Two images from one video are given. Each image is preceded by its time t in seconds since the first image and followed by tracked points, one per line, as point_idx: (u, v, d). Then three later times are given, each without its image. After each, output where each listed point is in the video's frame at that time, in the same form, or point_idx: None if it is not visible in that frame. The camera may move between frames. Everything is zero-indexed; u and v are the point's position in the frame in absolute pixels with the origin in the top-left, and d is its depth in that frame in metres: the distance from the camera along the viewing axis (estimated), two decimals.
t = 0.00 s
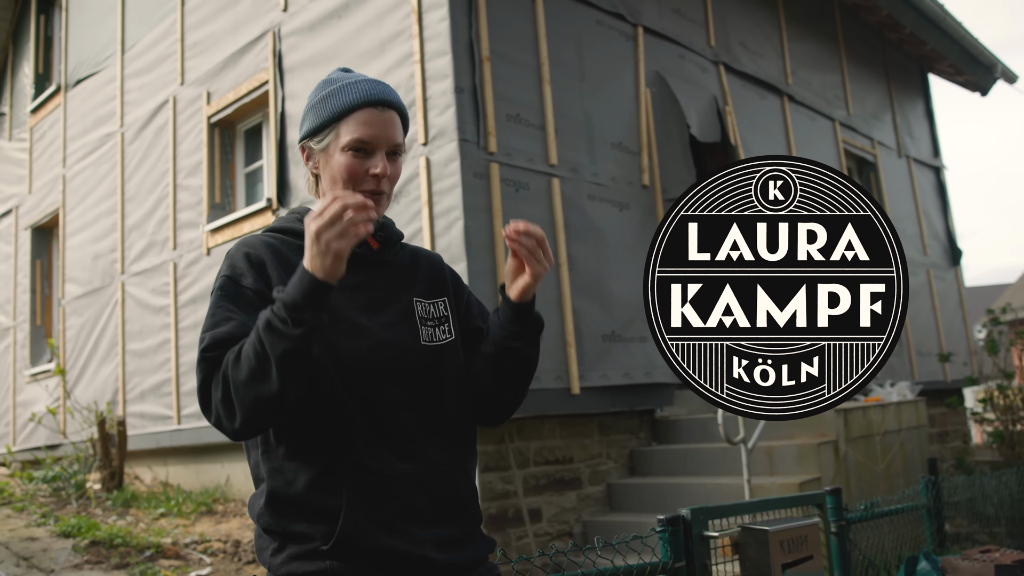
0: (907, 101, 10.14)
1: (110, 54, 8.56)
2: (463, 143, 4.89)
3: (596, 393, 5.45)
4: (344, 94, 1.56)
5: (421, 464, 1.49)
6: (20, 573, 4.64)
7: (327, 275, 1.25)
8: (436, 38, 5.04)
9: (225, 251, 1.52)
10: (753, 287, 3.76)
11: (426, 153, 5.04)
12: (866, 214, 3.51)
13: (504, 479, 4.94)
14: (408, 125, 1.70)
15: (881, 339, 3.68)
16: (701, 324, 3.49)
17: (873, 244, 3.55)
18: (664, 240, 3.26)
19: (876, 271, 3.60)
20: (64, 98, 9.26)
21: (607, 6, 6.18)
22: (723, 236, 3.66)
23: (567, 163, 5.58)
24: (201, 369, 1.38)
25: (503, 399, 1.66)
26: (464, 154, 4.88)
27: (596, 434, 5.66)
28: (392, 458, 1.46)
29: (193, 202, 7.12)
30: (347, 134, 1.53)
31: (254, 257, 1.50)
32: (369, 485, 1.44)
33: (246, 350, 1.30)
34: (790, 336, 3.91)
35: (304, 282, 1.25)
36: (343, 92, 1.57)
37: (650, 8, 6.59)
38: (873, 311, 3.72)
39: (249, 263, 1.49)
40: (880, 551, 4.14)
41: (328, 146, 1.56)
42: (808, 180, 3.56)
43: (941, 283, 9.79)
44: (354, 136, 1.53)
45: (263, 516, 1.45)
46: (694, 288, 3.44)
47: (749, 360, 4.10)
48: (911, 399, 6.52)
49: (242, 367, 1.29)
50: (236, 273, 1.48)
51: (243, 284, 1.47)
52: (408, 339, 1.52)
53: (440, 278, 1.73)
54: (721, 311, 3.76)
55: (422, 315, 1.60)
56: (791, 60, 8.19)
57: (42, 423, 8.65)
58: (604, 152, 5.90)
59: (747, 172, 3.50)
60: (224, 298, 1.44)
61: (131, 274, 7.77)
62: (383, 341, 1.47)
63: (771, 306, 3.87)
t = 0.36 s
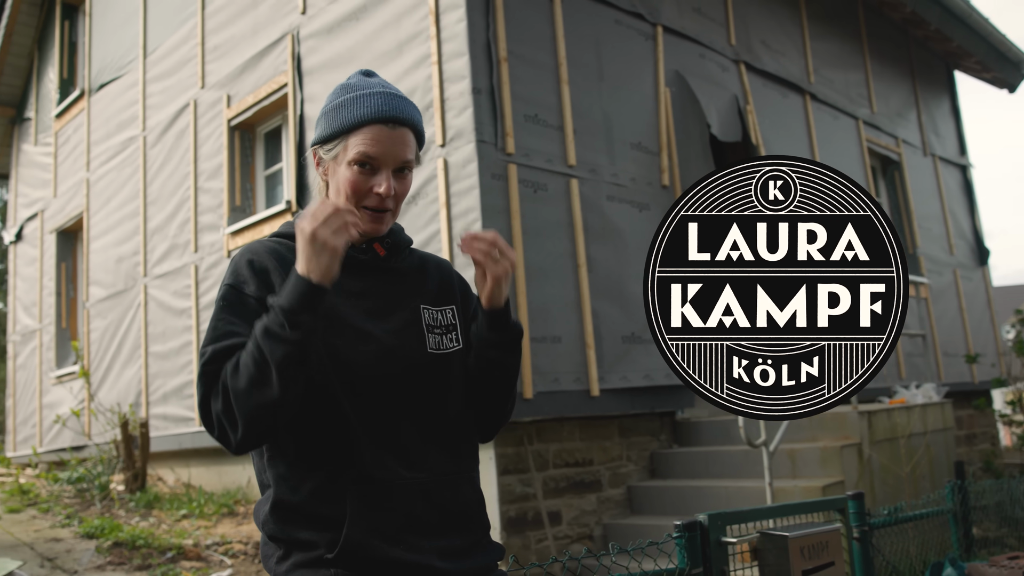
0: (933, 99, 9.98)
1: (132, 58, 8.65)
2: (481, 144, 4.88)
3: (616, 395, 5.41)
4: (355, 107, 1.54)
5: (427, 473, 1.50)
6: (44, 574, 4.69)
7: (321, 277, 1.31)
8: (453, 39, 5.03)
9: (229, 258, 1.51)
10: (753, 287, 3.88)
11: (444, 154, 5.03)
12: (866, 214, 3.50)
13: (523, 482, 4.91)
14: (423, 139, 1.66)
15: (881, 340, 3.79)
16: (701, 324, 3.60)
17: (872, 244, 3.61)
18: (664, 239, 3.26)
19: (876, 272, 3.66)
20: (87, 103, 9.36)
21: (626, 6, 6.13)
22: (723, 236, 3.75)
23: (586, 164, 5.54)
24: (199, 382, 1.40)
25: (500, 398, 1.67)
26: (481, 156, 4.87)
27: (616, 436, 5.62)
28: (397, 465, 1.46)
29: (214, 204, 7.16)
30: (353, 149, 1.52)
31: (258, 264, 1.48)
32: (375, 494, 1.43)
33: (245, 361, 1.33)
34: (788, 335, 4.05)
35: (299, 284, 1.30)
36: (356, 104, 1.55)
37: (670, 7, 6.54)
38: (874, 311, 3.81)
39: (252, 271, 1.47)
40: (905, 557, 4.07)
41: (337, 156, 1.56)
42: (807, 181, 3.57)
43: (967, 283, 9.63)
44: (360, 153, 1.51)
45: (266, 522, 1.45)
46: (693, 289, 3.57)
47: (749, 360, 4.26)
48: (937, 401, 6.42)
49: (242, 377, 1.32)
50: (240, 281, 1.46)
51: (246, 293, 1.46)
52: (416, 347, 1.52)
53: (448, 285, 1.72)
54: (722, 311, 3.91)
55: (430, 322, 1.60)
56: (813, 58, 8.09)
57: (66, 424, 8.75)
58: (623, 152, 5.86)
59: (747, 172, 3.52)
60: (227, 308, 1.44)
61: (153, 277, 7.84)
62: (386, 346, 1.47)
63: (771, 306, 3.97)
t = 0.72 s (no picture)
0: (965, 91, 9.78)
1: (159, 61, 8.74)
2: (504, 141, 4.85)
3: (642, 393, 5.36)
4: (362, 89, 1.56)
5: (444, 479, 1.51)
6: (73, 571, 4.76)
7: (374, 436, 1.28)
8: (476, 36, 5.01)
9: (244, 262, 1.51)
10: (754, 287, 3.49)
11: (467, 152, 5.00)
12: (868, 214, 3.24)
13: (549, 481, 4.88)
14: (435, 118, 1.68)
15: (882, 340, 3.40)
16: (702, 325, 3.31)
17: (873, 244, 3.28)
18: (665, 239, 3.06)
19: (877, 271, 3.33)
20: (116, 105, 9.47)
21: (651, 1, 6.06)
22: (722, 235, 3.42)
23: (610, 160, 5.49)
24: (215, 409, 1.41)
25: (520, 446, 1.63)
26: (505, 153, 4.84)
27: (642, 435, 5.57)
28: (412, 471, 1.47)
29: (239, 204, 7.21)
30: (365, 130, 1.55)
31: (272, 270, 1.49)
32: (390, 497, 1.44)
33: (271, 440, 1.35)
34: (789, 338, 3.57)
35: (344, 429, 1.27)
36: (362, 87, 1.56)
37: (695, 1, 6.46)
38: (874, 310, 3.44)
39: (266, 281, 1.47)
40: (937, 558, 3.98)
41: (349, 143, 1.59)
42: (809, 180, 3.30)
43: (1002, 279, 9.42)
44: (372, 134, 1.54)
45: (278, 526, 1.46)
46: (694, 289, 3.26)
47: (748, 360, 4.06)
48: (971, 399, 6.28)
49: (266, 453, 1.36)
50: (252, 291, 1.47)
51: (257, 304, 1.46)
52: (435, 349, 1.57)
53: (472, 288, 1.74)
54: (721, 311, 3.59)
55: (451, 323, 1.63)
56: (842, 51, 7.96)
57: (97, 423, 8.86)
58: (648, 148, 5.79)
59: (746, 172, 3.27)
60: (240, 320, 1.44)
61: (181, 277, 7.91)
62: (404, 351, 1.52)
63: (771, 306, 3.55)
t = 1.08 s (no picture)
0: (986, 84, 9.63)
1: (174, 59, 8.77)
2: (517, 137, 4.81)
3: (656, 391, 5.31)
4: (360, 76, 1.56)
5: (445, 482, 1.48)
6: (88, 569, 4.80)
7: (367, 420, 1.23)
8: (489, 31, 4.97)
9: (243, 259, 1.49)
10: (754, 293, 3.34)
11: (480, 148, 4.97)
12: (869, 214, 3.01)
13: (562, 479, 4.84)
14: (431, 106, 1.68)
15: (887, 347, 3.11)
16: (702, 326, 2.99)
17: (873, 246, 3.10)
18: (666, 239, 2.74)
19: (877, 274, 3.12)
20: (131, 104, 9.52)
21: None
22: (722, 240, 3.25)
23: (624, 156, 5.44)
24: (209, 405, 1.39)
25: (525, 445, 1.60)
26: (517, 149, 4.80)
27: (657, 433, 5.52)
28: (412, 474, 1.44)
29: (253, 202, 7.21)
30: (365, 116, 1.55)
31: (271, 265, 1.47)
32: (389, 500, 1.41)
33: (264, 436, 1.32)
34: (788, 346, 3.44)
35: (340, 423, 1.24)
36: (358, 74, 1.56)
37: None
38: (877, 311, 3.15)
39: (264, 278, 1.45)
40: (955, 558, 3.91)
41: (348, 132, 1.58)
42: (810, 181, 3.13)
43: None
44: (374, 119, 1.54)
45: (274, 529, 1.43)
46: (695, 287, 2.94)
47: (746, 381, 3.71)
48: (991, 397, 6.17)
49: (259, 452, 1.34)
50: (251, 287, 1.44)
51: (256, 300, 1.43)
52: (437, 348, 1.54)
53: (476, 284, 1.71)
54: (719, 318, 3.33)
55: (453, 321, 1.60)
56: (860, 45, 7.85)
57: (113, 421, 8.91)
58: (662, 144, 5.73)
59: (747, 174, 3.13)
60: (237, 316, 1.41)
61: (196, 275, 7.94)
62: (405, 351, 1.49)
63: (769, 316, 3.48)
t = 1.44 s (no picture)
0: (998, 78, 9.52)
1: (180, 60, 8.77)
2: (523, 135, 4.77)
3: (666, 390, 5.26)
4: (353, 69, 1.55)
5: (441, 486, 1.45)
6: (96, 570, 4.80)
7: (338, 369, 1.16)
8: (494, 28, 4.93)
9: (233, 259, 1.46)
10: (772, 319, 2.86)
11: (486, 147, 4.93)
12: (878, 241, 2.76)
13: (571, 479, 4.81)
14: (424, 100, 1.68)
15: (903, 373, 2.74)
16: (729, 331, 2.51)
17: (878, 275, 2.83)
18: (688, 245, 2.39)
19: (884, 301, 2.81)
20: (138, 105, 9.53)
21: None
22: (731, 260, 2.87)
23: (631, 153, 5.39)
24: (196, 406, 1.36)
25: (533, 415, 1.61)
26: (523, 147, 4.76)
27: (667, 432, 5.47)
28: (408, 478, 1.42)
29: (260, 203, 7.20)
30: (359, 109, 1.53)
31: (261, 265, 1.44)
32: (385, 505, 1.39)
33: (243, 423, 1.28)
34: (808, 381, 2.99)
35: (309, 384, 1.17)
36: (349, 69, 1.55)
37: None
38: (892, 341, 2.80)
39: (253, 277, 1.42)
40: (970, 558, 3.85)
41: (341, 127, 1.56)
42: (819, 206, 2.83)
43: None
44: (370, 111, 1.52)
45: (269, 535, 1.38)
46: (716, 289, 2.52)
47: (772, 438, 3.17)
48: (1005, 393, 6.09)
49: (239, 440, 1.29)
50: (240, 288, 1.41)
51: (246, 301, 1.40)
52: (433, 350, 1.50)
53: (472, 283, 1.69)
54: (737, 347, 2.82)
55: (449, 321, 1.58)
56: (869, 39, 7.77)
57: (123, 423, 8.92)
58: (669, 140, 5.68)
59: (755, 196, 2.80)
60: (228, 318, 1.39)
61: (203, 276, 7.94)
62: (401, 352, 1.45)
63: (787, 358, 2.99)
